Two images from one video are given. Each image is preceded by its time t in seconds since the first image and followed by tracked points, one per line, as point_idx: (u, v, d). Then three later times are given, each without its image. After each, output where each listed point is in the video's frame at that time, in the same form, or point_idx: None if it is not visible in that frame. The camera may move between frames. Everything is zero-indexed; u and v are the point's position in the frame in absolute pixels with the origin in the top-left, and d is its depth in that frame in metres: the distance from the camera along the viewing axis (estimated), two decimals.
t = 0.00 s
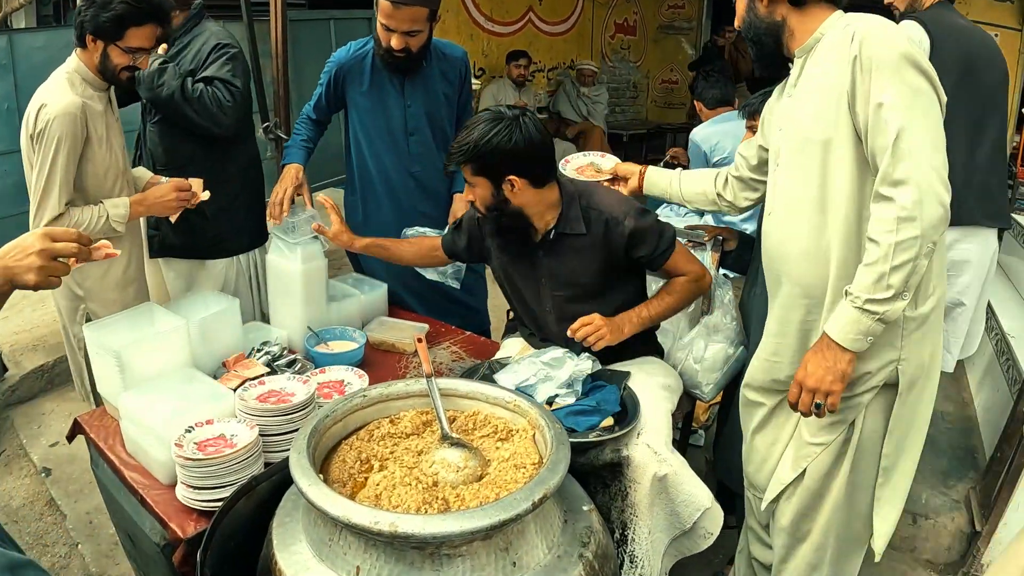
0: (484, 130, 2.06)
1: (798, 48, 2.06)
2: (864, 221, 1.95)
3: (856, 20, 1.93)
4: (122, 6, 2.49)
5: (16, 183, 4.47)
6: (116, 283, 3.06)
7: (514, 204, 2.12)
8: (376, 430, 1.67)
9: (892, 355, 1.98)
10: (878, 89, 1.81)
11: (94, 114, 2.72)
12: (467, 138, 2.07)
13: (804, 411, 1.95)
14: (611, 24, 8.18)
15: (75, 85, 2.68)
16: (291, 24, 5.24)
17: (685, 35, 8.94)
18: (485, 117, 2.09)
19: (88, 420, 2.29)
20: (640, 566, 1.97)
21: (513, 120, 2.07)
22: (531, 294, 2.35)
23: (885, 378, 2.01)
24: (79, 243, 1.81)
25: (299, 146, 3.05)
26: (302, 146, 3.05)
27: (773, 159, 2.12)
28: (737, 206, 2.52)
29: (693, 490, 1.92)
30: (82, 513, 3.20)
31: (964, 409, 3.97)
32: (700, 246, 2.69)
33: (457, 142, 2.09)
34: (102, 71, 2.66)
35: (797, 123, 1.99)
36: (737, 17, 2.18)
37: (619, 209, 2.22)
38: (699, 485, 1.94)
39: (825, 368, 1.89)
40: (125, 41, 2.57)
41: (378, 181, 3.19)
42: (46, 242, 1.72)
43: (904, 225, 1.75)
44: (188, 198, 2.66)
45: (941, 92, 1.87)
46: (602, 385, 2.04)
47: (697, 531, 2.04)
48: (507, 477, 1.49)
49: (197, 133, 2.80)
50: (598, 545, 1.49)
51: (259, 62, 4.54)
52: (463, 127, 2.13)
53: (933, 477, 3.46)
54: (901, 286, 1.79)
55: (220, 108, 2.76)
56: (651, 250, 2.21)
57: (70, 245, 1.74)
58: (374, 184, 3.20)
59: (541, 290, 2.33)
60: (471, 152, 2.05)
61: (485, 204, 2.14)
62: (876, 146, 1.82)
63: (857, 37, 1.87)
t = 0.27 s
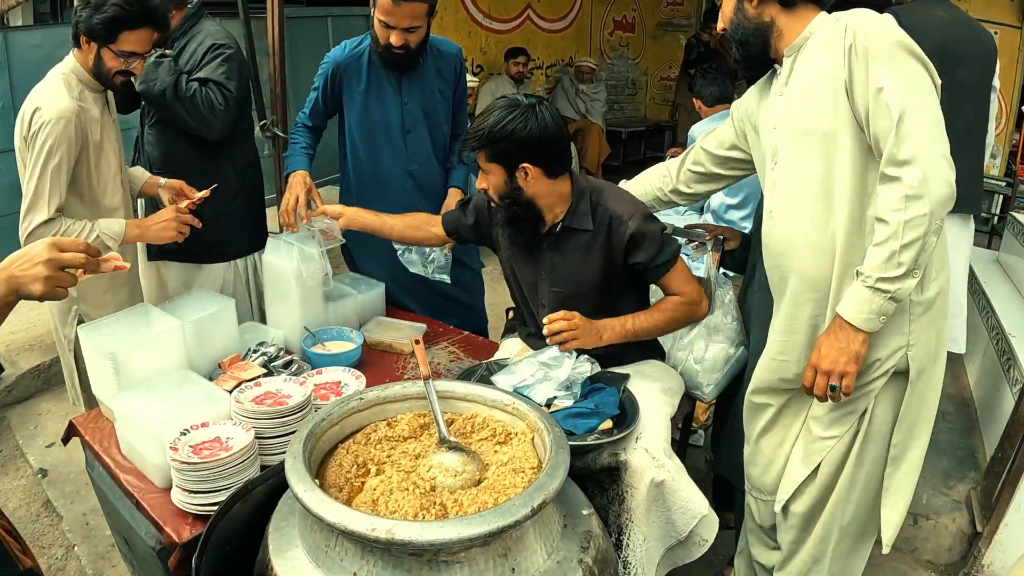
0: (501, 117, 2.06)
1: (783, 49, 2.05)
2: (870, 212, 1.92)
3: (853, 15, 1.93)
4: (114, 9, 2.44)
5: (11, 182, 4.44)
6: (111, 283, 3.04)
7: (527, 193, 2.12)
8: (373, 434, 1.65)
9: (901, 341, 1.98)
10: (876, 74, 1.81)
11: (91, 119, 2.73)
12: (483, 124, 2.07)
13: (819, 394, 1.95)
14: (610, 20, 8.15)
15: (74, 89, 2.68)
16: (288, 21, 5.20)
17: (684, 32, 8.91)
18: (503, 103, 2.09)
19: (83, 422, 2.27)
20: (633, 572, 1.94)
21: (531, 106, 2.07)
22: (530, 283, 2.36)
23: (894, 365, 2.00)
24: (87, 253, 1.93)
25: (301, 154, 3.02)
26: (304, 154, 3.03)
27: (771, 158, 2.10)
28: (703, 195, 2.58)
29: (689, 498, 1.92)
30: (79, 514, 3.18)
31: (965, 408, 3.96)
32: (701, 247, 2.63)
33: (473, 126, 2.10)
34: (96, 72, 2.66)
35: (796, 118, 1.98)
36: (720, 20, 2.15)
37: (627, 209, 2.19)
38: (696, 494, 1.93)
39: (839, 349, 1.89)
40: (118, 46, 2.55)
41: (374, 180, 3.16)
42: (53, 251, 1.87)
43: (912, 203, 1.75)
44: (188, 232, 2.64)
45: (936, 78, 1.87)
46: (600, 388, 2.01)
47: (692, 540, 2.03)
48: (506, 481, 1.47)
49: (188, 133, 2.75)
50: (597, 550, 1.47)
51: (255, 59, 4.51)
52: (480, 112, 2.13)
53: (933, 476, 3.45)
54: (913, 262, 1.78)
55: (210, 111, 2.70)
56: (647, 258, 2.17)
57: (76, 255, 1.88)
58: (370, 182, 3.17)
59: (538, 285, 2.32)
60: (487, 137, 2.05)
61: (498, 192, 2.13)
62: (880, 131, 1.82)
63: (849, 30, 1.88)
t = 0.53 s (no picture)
0: (546, 104, 2.09)
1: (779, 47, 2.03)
2: (869, 211, 1.90)
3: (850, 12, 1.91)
4: (118, 22, 2.29)
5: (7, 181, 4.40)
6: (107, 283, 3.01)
7: (568, 181, 2.15)
8: (371, 436, 1.63)
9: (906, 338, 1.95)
10: (874, 72, 1.79)
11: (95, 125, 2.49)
12: (528, 111, 2.09)
13: (851, 410, 1.88)
14: (609, 18, 8.13)
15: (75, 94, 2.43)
16: (285, 18, 5.17)
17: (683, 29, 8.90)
18: (547, 92, 2.12)
19: (78, 424, 2.25)
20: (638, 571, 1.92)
21: (575, 95, 2.12)
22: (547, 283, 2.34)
23: (901, 360, 1.98)
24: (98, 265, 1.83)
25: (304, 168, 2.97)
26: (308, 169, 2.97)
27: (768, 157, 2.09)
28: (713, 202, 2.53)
29: (692, 497, 1.90)
30: (75, 516, 3.16)
31: (965, 408, 3.95)
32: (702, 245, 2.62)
33: (516, 114, 2.11)
34: (96, 83, 2.45)
35: (794, 117, 1.96)
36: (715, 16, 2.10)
37: (654, 211, 2.19)
38: (697, 493, 1.92)
39: (866, 361, 1.83)
40: (122, 58, 2.37)
41: (371, 179, 3.14)
42: (64, 263, 1.75)
43: (919, 203, 1.73)
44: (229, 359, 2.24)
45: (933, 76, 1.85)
46: (601, 388, 2.00)
47: (697, 539, 2.01)
48: (506, 484, 1.45)
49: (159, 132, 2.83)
50: (598, 553, 1.46)
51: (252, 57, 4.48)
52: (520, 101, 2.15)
53: (933, 476, 3.45)
54: (926, 264, 1.75)
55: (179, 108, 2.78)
56: (657, 263, 2.17)
57: (89, 267, 1.77)
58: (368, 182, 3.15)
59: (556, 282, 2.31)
60: (532, 124, 2.07)
61: (537, 179, 2.14)
62: (879, 131, 1.80)
63: (846, 28, 1.87)
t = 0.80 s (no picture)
0: (581, 94, 2.05)
1: (793, 39, 2.00)
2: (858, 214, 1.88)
3: (851, 7, 1.88)
4: (132, 24, 2.28)
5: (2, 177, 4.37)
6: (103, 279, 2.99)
7: (602, 171, 2.12)
8: (367, 435, 1.60)
9: (895, 340, 1.94)
10: (866, 78, 1.77)
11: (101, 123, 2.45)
12: (565, 103, 2.05)
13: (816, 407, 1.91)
14: (608, 13, 8.10)
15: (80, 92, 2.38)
16: (283, 14, 5.13)
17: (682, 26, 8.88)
18: (580, 82, 2.09)
19: (73, 422, 2.22)
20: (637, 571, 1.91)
21: (608, 85, 2.09)
22: (563, 272, 2.33)
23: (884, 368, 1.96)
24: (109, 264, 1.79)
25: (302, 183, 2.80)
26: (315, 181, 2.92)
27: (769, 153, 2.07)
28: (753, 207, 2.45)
29: (691, 495, 1.87)
30: (72, 514, 3.13)
31: (966, 405, 3.94)
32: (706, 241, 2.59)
33: (551, 105, 2.06)
34: (103, 82, 2.42)
35: (796, 113, 1.93)
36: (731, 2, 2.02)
37: (676, 208, 2.19)
38: (698, 492, 1.89)
39: (833, 362, 1.85)
40: (131, 59, 2.35)
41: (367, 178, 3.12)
42: (74, 265, 1.70)
43: (897, 212, 1.71)
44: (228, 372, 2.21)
45: (930, 78, 1.82)
46: (601, 384, 1.99)
47: (695, 537, 1.99)
48: (506, 484, 1.43)
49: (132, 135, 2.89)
50: (598, 554, 1.43)
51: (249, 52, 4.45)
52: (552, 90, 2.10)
53: (935, 475, 3.43)
54: (899, 273, 1.75)
55: (149, 111, 2.87)
56: (670, 258, 2.16)
57: (98, 270, 1.73)
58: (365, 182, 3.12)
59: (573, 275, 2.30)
60: (570, 115, 2.03)
61: (570, 172, 2.10)
62: (866, 135, 1.77)
63: (846, 27, 1.84)
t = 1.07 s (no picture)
0: (628, 92, 1.99)
1: (811, 32, 1.95)
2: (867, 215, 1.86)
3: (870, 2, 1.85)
4: (143, 13, 2.28)
5: None
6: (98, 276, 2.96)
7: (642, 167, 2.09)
8: (363, 433, 1.58)
9: (903, 341, 1.91)
10: (885, 75, 1.73)
11: (98, 115, 2.40)
12: (618, 103, 1.97)
13: (780, 383, 1.89)
14: (608, 10, 8.06)
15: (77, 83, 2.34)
16: (281, 10, 5.10)
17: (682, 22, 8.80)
18: (620, 79, 2.02)
19: (67, 420, 2.19)
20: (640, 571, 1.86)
21: (645, 79, 2.05)
22: (575, 272, 2.25)
23: (891, 370, 1.94)
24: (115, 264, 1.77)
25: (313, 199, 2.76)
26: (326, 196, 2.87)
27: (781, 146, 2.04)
28: (752, 193, 2.42)
29: (694, 490, 1.85)
30: (68, 513, 3.11)
31: (968, 403, 3.92)
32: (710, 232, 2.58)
33: (604, 107, 1.96)
34: (106, 73, 2.39)
35: (811, 109, 1.90)
36: None
37: (694, 203, 2.20)
38: (701, 487, 1.87)
39: (807, 342, 1.84)
40: (138, 48, 2.35)
41: (364, 177, 3.08)
42: (80, 264, 1.68)
43: (900, 212, 1.70)
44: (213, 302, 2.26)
45: (952, 83, 1.79)
46: (601, 380, 1.95)
47: (700, 533, 1.96)
48: (504, 483, 1.40)
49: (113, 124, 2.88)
50: (598, 554, 1.41)
51: (247, 47, 4.42)
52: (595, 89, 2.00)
53: (937, 473, 3.40)
54: (891, 272, 1.74)
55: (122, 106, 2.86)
56: (698, 253, 2.18)
57: (104, 269, 1.71)
58: (363, 182, 3.09)
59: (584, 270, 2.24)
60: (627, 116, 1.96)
61: (616, 172, 2.04)
62: (880, 135, 1.74)
63: (868, 23, 1.80)
